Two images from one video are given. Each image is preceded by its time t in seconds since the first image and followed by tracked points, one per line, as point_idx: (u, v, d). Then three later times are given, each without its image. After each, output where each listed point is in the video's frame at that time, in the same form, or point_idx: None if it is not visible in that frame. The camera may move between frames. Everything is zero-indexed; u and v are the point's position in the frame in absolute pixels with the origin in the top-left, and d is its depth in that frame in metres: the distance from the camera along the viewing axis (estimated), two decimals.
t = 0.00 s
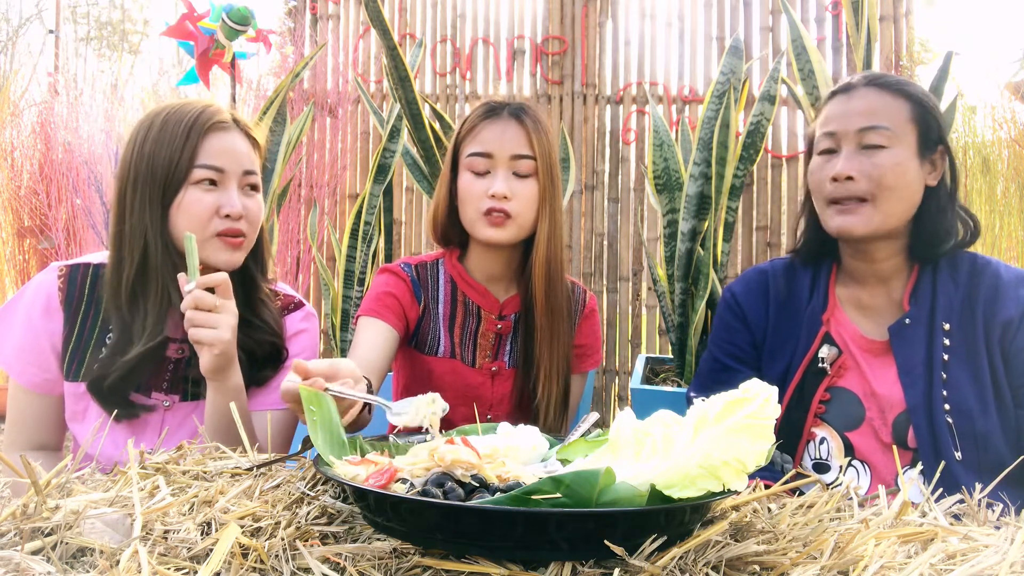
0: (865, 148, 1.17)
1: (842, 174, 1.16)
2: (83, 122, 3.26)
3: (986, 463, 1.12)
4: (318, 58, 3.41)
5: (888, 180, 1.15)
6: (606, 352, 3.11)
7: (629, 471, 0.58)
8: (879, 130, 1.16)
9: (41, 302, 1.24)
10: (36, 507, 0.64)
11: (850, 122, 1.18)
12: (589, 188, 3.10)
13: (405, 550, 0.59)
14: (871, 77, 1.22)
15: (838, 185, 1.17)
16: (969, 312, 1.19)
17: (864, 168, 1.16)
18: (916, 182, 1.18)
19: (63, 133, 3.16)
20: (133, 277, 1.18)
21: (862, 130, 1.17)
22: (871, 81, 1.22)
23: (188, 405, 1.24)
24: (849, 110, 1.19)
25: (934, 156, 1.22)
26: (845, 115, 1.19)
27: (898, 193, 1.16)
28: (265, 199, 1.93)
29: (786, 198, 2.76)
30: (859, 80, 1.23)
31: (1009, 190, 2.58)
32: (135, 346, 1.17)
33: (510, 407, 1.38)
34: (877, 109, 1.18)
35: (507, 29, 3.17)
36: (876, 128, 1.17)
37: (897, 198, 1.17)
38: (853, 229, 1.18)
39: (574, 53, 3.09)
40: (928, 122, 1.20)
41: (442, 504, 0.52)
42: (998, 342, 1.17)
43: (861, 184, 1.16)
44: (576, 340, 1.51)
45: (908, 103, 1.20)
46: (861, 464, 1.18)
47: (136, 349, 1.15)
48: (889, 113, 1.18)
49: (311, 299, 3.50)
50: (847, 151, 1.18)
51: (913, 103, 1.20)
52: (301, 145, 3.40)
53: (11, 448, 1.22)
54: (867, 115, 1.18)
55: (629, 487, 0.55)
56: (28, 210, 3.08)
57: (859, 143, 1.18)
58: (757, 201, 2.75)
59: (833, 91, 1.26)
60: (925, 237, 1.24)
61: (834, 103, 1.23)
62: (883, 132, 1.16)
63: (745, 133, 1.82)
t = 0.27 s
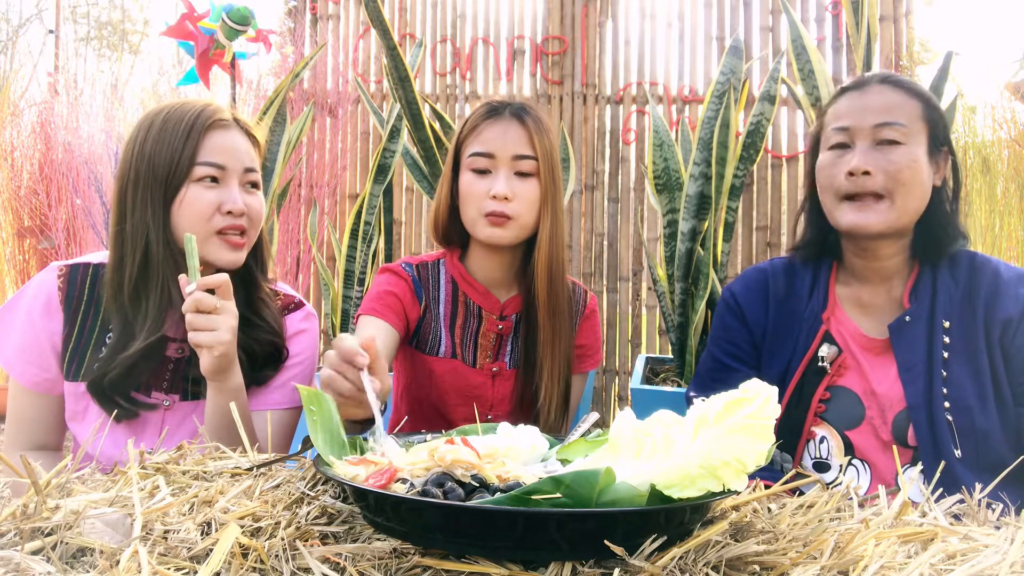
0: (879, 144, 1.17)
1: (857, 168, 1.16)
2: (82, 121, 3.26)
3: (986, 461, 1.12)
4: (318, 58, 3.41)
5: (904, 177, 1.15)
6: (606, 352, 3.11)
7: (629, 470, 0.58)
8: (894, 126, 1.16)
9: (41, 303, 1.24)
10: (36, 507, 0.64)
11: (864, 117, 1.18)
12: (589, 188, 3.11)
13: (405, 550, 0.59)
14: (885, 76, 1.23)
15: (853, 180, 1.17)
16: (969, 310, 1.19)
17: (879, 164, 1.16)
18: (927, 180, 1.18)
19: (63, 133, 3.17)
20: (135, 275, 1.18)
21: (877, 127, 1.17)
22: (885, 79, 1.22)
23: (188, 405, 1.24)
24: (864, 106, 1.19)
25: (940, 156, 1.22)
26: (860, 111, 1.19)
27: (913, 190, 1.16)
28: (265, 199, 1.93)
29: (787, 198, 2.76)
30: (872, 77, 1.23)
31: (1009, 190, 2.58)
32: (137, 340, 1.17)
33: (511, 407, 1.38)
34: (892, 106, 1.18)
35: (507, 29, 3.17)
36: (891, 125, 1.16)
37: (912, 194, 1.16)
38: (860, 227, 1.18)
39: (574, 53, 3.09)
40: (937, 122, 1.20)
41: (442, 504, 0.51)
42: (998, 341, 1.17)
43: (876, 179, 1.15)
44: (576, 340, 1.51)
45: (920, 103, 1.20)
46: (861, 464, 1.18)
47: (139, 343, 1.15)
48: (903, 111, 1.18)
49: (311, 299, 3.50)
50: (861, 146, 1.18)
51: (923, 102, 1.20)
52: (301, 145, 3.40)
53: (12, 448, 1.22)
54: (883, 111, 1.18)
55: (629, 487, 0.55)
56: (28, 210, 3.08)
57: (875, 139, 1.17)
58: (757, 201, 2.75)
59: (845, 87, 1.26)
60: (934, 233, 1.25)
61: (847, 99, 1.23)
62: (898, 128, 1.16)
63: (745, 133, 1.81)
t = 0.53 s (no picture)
0: (892, 142, 1.17)
1: (870, 165, 1.15)
2: (82, 121, 3.26)
3: (986, 462, 1.12)
4: (318, 58, 3.41)
5: (917, 174, 1.15)
6: (606, 352, 3.11)
7: (629, 470, 0.58)
8: (908, 124, 1.16)
9: (41, 303, 1.24)
10: (36, 507, 0.64)
11: (877, 115, 1.18)
12: (589, 189, 3.11)
13: (405, 550, 0.59)
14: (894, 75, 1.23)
15: (866, 175, 1.16)
16: (971, 310, 1.19)
17: (894, 163, 1.15)
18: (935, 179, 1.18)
19: (63, 134, 3.17)
20: (131, 270, 1.18)
21: (891, 125, 1.17)
22: (894, 78, 1.22)
23: (189, 405, 1.24)
24: (876, 104, 1.19)
25: (945, 156, 1.22)
26: (873, 109, 1.19)
27: (925, 188, 1.16)
28: (264, 199, 1.93)
29: (787, 198, 2.76)
30: (883, 76, 1.23)
31: (1009, 190, 2.58)
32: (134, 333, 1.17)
33: (511, 407, 1.38)
34: (904, 105, 1.19)
35: (507, 29, 3.17)
36: (905, 124, 1.16)
37: (924, 192, 1.17)
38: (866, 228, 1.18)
39: (574, 53, 3.09)
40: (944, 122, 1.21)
41: (442, 504, 0.52)
42: (1000, 341, 1.17)
43: (890, 175, 1.15)
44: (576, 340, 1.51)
45: (929, 103, 1.20)
46: (862, 464, 1.18)
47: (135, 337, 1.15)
48: (915, 110, 1.18)
49: (311, 299, 3.50)
50: (874, 144, 1.18)
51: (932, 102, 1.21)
52: (301, 145, 3.40)
53: (12, 448, 1.22)
54: (896, 110, 1.18)
55: (629, 487, 0.55)
56: (28, 210, 3.08)
57: (887, 137, 1.17)
58: (757, 202, 2.75)
59: (854, 85, 1.25)
60: (937, 232, 1.25)
61: (858, 96, 1.23)
62: (911, 127, 1.16)
63: (745, 133, 1.81)
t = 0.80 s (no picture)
0: (896, 142, 1.17)
1: (873, 166, 1.15)
2: (82, 121, 3.26)
3: (986, 462, 1.12)
4: (319, 58, 3.41)
5: (921, 176, 1.15)
6: (606, 352, 3.11)
7: (629, 470, 0.58)
8: (912, 125, 1.16)
9: (36, 308, 1.23)
10: (36, 507, 0.64)
11: (882, 116, 1.18)
12: (589, 188, 3.11)
13: (405, 550, 0.59)
14: (899, 76, 1.22)
15: (869, 176, 1.16)
16: (971, 310, 1.19)
17: (899, 164, 1.15)
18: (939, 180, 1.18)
19: (63, 134, 3.17)
20: (140, 272, 1.18)
21: (894, 125, 1.17)
22: (899, 79, 1.22)
23: (190, 405, 1.24)
24: (881, 104, 1.19)
25: (948, 157, 1.22)
26: (877, 110, 1.19)
27: (929, 188, 1.16)
28: (264, 199, 1.93)
29: (787, 198, 2.76)
30: (887, 77, 1.23)
31: (1009, 190, 2.58)
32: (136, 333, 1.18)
33: (510, 407, 1.38)
34: (908, 105, 1.18)
35: (507, 29, 3.17)
36: (908, 125, 1.16)
37: (928, 192, 1.17)
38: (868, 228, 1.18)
39: (574, 53, 3.09)
40: (948, 122, 1.21)
41: (443, 504, 0.52)
42: (1001, 341, 1.17)
43: (894, 176, 1.15)
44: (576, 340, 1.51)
45: (933, 104, 1.20)
46: (863, 464, 1.18)
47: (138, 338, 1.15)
48: (919, 110, 1.18)
49: (311, 299, 3.50)
50: (878, 144, 1.17)
51: (936, 102, 1.21)
52: (301, 145, 3.40)
53: (10, 449, 1.23)
54: (901, 111, 1.18)
55: (629, 487, 0.55)
56: (27, 210, 3.08)
57: (892, 137, 1.17)
58: (757, 202, 2.75)
59: (858, 85, 1.25)
60: (939, 229, 1.25)
61: (861, 96, 1.23)
62: (916, 128, 1.16)
63: (745, 133, 1.81)
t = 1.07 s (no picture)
0: (896, 144, 1.17)
1: (872, 168, 1.15)
2: (82, 121, 3.26)
3: (987, 463, 1.12)
4: (319, 58, 3.42)
5: (918, 178, 1.15)
6: (606, 352, 3.11)
7: (629, 470, 0.58)
8: (911, 126, 1.16)
9: (31, 315, 1.23)
10: (36, 507, 0.64)
11: (882, 117, 1.18)
12: (589, 188, 3.11)
13: (405, 550, 0.59)
14: (899, 76, 1.22)
15: (867, 178, 1.16)
16: (972, 311, 1.19)
17: (897, 165, 1.15)
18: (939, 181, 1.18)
19: (63, 134, 3.17)
20: (148, 287, 1.18)
21: (893, 127, 1.17)
22: (898, 79, 1.22)
23: (191, 411, 1.24)
24: (881, 105, 1.19)
25: (949, 158, 1.22)
26: (876, 111, 1.19)
27: (928, 189, 1.16)
28: (264, 199, 1.93)
29: (787, 198, 2.76)
30: (887, 77, 1.22)
31: (1009, 190, 2.58)
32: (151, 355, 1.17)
33: (510, 407, 1.38)
34: (907, 106, 1.18)
35: (507, 29, 3.17)
36: (907, 126, 1.16)
37: (927, 193, 1.16)
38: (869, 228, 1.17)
39: (574, 53, 3.09)
40: (948, 123, 1.21)
41: (444, 504, 0.51)
42: (1001, 342, 1.17)
43: (891, 178, 1.15)
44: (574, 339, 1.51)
45: (932, 105, 1.20)
46: (863, 465, 1.18)
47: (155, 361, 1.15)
48: (919, 111, 1.18)
49: (311, 299, 3.50)
50: (877, 145, 1.18)
51: (936, 103, 1.20)
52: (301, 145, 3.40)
53: (7, 450, 1.23)
54: (899, 112, 1.18)
55: (629, 487, 0.54)
56: (27, 210, 3.08)
57: (891, 138, 1.17)
58: (757, 202, 2.75)
59: (859, 85, 1.25)
60: (939, 229, 1.25)
61: (861, 96, 1.23)
62: (914, 129, 1.16)
63: (746, 133, 1.81)
